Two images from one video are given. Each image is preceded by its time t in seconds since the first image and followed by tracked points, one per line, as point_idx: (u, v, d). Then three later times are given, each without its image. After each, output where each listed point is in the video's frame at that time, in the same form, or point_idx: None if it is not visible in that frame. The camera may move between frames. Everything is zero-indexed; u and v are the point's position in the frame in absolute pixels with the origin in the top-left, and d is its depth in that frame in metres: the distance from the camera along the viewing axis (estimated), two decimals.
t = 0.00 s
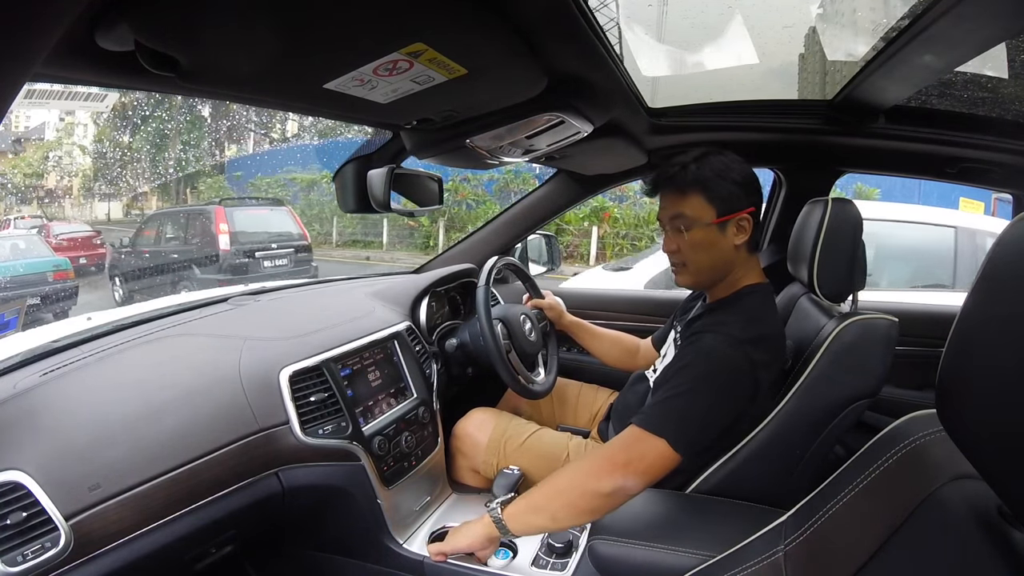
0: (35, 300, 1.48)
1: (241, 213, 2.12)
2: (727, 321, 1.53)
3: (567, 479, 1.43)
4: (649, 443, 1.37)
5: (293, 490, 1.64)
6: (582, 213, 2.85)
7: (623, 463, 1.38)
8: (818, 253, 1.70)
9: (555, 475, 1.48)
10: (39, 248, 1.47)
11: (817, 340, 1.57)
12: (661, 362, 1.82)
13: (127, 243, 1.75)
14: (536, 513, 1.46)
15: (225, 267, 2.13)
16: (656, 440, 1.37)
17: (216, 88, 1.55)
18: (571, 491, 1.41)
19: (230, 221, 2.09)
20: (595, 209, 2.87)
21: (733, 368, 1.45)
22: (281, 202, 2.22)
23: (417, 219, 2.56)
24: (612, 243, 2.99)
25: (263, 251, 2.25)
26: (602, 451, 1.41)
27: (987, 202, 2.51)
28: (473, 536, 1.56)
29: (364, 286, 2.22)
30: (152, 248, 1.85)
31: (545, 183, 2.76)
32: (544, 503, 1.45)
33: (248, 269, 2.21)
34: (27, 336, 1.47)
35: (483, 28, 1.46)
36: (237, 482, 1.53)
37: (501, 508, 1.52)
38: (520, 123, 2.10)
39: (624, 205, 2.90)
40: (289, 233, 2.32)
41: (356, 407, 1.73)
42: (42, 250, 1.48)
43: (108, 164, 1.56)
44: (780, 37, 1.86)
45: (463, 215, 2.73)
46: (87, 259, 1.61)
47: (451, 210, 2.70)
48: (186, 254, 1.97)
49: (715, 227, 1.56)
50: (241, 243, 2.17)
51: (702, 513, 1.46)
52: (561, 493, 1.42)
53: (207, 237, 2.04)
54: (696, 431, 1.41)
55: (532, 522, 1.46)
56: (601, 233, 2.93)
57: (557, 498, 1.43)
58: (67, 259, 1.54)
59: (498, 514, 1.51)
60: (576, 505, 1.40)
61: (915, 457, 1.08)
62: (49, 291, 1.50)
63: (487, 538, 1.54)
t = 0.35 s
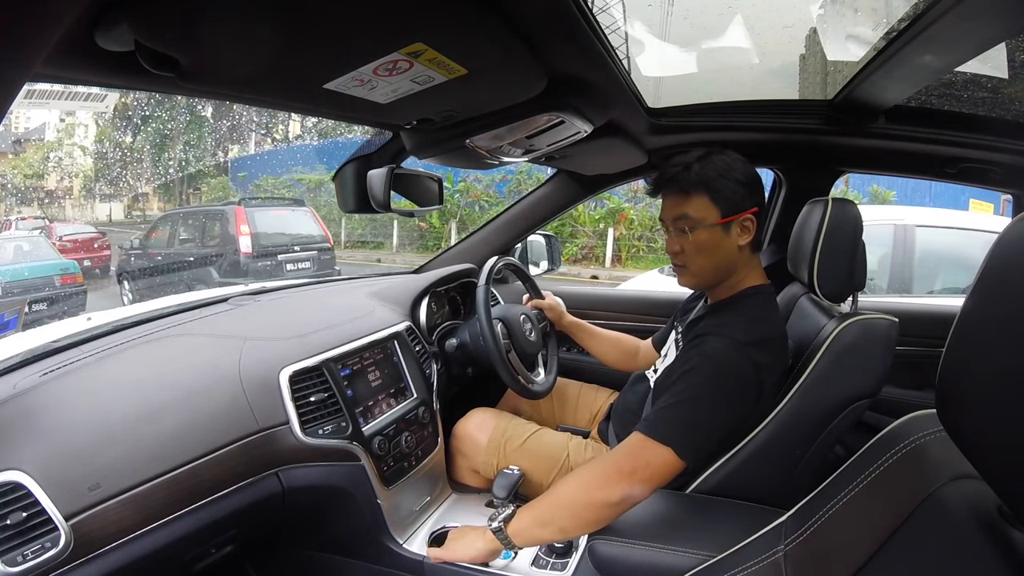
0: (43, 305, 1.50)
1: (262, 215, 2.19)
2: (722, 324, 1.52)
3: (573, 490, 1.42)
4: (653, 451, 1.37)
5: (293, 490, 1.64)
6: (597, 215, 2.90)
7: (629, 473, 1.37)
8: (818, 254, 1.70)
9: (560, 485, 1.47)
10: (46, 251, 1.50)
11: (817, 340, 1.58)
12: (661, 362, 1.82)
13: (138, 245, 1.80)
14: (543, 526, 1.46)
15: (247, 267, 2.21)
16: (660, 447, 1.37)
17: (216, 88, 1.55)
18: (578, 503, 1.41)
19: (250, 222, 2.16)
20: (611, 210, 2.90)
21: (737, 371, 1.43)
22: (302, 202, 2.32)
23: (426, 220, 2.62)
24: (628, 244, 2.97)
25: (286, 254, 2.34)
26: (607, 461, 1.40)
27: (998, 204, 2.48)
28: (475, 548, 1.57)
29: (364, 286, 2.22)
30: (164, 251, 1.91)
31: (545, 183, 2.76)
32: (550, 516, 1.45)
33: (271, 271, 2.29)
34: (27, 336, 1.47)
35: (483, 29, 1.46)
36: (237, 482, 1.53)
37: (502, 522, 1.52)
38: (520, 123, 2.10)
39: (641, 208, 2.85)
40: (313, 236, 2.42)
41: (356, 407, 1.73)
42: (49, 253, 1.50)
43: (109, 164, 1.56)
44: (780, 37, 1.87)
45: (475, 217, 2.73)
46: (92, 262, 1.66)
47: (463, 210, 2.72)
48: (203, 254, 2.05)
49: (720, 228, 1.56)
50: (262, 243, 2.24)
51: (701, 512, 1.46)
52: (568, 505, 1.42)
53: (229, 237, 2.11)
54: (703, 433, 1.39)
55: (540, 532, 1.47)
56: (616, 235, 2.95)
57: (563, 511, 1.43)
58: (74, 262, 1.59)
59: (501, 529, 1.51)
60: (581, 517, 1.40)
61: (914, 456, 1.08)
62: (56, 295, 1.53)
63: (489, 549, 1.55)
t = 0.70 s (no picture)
0: (48, 309, 1.53)
1: (279, 215, 2.23)
2: (721, 325, 1.52)
3: (578, 501, 1.42)
4: (658, 466, 1.35)
5: (292, 490, 1.64)
6: (609, 214, 2.89)
7: (633, 488, 1.36)
8: (818, 253, 1.69)
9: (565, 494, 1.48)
10: (52, 254, 1.52)
11: (816, 340, 1.57)
12: (660, 363, 1.82)
13: (145, 245, 1.82)
14: (548, 534, 1.47)
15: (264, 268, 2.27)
16: (665, 461, 1.35)
17: (216, 88, 1.55)
18: (582, 515, 1.41)
19: (268, 223, 2.22)
20: (623, 210, 2.85)
21: (738, 373, 1.42)
22: (319, 202, 2.38)
23: (434, 220, 2.64)
24: (639, 246, 2.82)
25: (304, 255, 2.40)
26: (612, 474, 1.39)
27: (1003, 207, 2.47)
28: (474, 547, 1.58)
29: (364, 286, 2.22)
30: (173, 252, 1.96)
31: (545, 183, 2.76)
32: (554, 526, 1.46)
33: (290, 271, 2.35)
34: (27, 337, 1.47)
35: (483, 29, 1.46)
36: (237, 482, 1.53)
37: (504, 525, 1.53)
38: (520, 123, 2.10)
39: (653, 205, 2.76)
40: (331, 236, 2.49)
41: (356, 407, 1.73)
42: (54, 255, 1.53)
43: (109, 164, 1.56)
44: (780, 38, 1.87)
45: (483, 216, 2.73)
46: (94, 263, 1.67)
47: (472, 210, 2.73)
48: (215, 254, 2.13)
49: (719, 232, 1.56)
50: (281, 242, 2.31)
51: (700, 512, 1.46)
52: (572, 517, 1.42)
53: (246, 237, 2.18)
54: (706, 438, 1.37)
55: (544, 541, 1.48)
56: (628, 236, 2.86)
57: (567, 523, 1.43)
58: (77, 263, 1.62)
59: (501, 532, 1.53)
60: (584, 529, 1.41)
61: (914, 456, 1.08)
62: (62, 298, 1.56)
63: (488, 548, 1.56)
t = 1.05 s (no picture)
0: (50, 312, 1.57)
1: (294, 215, 2.32)
2: (721, 325, 1.52)
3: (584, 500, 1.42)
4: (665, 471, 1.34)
5: (292, 491, 1.64)
6: (617, 214, 2.82)
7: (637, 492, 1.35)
8: (818, 253, 1.69)
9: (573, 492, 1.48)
10: (54, 255, 1.57)
11: (817, 340, 1.57)
12: (660, 363, 1.82)
13: (151, 246, 1.84)
14: (550, 531, 1.48)
15: (279, 268, 2.31)
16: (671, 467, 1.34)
17: (216, 88, 1.55)
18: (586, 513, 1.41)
19: (282, 222, 2.30)
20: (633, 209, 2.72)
21: (738, 374, 1.42)
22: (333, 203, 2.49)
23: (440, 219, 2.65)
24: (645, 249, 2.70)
25: (319, 255, 2.47)
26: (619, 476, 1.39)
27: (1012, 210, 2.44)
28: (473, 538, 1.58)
29: (364, 286, 2.22)
30: (182, 252, 1.98)
31: (545, 183, 2.76)
32: (557, 523, 1.46)
33: (305, 272, 2.40)
34: (27, 337, 1.48)
35: (482, 29, 1.45)
36: (237, 482, 1.53)
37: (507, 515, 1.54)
38: (520, 123, 2.10)
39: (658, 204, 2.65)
40: (346, 236, 2.58)
41: (356, 407, 1.73)
42: (57, 257, 1.58)
43: (109, 164, 1.56)
44: (780, 37, 1.87)
45: (490, 217, 2.73)
46: (98, 264, 1.71)
47: (479, 211, 2.72)
48: (222, 254, 2.15)
49: (703, 229, 1.56)
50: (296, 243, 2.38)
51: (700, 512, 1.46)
52: (576, 515, 1.43)
53: (257, 237, 2.23)
54: (707, 446, 1.36)
55: (547, 538, 1.48)
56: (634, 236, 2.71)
57: (570, 521, 1.43)
58: (83, 263, 1.67)
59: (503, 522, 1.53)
60: (587, 527, 1.41)
61: (915, 457, 1.08)
62: (65, 300, 1.60)
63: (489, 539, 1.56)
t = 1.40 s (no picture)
0: (52, 313, 1.59)
1: (300, 215, 2.35)
2: (721, 324, 1.52)
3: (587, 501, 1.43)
4: (665, 470, 1.35)
5: (292, 491, 1.64)
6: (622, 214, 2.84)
7: (640, 491, 1.36)
8: (818, 253, 1.69)
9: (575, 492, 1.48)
10: (55, 255, 1.59)
11: (817, 340, 1.58)
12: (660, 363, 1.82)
13: (154, 246, 1.86)
14: (555, 531, 1.49)
15: (285, 268, 2.34)
16: (673, 465, 1.34)
17: (215, 88, 1.55)
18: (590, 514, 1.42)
19: (288, 223, 2.32)
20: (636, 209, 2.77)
21: (738, 374, 1.42)
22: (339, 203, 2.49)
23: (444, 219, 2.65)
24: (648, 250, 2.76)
25: (326, 255, 2.49)
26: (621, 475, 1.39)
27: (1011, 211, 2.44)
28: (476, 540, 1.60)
29: (363, 287, 2.22)
30: (185, 254, 1.99)
31: (545, 183, 2.76)
32: (561, 523, 1.47)
33: (311, 272, 2.42)
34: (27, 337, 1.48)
35: (482, 30, 1.45)
36: (237, 482, 1.53)
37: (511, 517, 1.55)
38: (520, 123, 2.10)
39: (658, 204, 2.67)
40: (353, 237, 2.59)
41: (356, 407, 1.73)
42: (58, 257, 1.60)
43: (109, 164, 1.56)
44: (780, 37, 1.88)
45: (491, 217, 2.73)
46: (99, 264, 1.72)
47: (481, 211, 2.73)
48: (229, 255, 2.17)
49: (707, 227, 1.56)
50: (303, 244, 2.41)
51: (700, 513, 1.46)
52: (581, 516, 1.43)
53: (263, 237, 2.26)
54: (707, 440, 1.37)
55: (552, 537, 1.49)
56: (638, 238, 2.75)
57: (574, 520, 1.44)
58: (83, 263, 1.68)
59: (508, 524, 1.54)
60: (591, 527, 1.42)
61: (914, 457, 1.08)
62: (66, 301, 1.63)
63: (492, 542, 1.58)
